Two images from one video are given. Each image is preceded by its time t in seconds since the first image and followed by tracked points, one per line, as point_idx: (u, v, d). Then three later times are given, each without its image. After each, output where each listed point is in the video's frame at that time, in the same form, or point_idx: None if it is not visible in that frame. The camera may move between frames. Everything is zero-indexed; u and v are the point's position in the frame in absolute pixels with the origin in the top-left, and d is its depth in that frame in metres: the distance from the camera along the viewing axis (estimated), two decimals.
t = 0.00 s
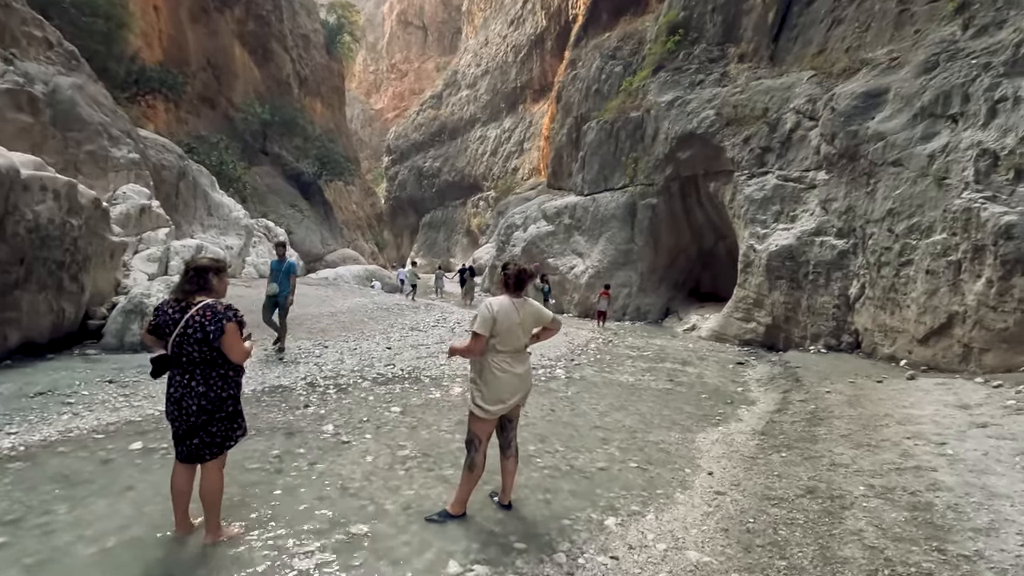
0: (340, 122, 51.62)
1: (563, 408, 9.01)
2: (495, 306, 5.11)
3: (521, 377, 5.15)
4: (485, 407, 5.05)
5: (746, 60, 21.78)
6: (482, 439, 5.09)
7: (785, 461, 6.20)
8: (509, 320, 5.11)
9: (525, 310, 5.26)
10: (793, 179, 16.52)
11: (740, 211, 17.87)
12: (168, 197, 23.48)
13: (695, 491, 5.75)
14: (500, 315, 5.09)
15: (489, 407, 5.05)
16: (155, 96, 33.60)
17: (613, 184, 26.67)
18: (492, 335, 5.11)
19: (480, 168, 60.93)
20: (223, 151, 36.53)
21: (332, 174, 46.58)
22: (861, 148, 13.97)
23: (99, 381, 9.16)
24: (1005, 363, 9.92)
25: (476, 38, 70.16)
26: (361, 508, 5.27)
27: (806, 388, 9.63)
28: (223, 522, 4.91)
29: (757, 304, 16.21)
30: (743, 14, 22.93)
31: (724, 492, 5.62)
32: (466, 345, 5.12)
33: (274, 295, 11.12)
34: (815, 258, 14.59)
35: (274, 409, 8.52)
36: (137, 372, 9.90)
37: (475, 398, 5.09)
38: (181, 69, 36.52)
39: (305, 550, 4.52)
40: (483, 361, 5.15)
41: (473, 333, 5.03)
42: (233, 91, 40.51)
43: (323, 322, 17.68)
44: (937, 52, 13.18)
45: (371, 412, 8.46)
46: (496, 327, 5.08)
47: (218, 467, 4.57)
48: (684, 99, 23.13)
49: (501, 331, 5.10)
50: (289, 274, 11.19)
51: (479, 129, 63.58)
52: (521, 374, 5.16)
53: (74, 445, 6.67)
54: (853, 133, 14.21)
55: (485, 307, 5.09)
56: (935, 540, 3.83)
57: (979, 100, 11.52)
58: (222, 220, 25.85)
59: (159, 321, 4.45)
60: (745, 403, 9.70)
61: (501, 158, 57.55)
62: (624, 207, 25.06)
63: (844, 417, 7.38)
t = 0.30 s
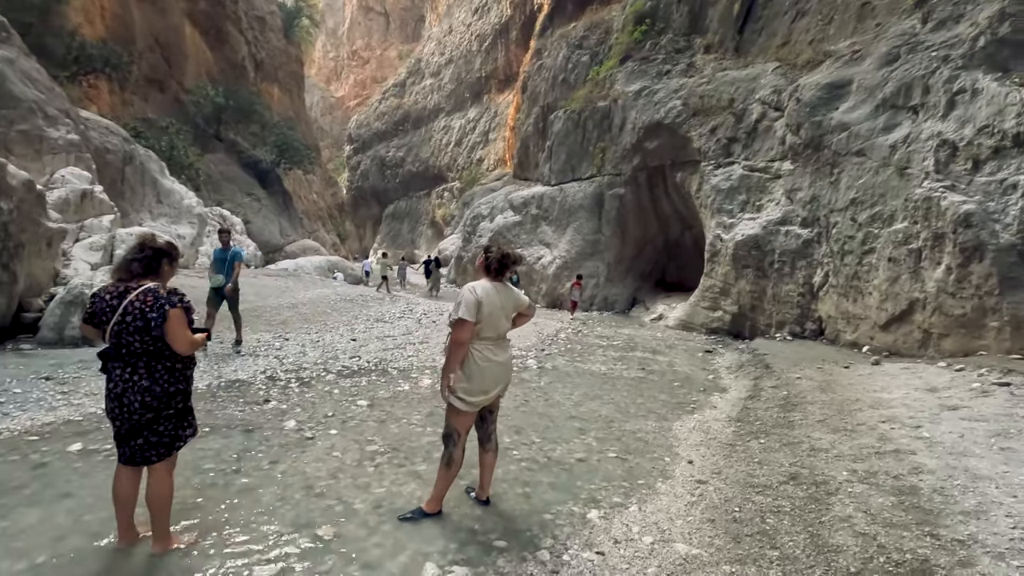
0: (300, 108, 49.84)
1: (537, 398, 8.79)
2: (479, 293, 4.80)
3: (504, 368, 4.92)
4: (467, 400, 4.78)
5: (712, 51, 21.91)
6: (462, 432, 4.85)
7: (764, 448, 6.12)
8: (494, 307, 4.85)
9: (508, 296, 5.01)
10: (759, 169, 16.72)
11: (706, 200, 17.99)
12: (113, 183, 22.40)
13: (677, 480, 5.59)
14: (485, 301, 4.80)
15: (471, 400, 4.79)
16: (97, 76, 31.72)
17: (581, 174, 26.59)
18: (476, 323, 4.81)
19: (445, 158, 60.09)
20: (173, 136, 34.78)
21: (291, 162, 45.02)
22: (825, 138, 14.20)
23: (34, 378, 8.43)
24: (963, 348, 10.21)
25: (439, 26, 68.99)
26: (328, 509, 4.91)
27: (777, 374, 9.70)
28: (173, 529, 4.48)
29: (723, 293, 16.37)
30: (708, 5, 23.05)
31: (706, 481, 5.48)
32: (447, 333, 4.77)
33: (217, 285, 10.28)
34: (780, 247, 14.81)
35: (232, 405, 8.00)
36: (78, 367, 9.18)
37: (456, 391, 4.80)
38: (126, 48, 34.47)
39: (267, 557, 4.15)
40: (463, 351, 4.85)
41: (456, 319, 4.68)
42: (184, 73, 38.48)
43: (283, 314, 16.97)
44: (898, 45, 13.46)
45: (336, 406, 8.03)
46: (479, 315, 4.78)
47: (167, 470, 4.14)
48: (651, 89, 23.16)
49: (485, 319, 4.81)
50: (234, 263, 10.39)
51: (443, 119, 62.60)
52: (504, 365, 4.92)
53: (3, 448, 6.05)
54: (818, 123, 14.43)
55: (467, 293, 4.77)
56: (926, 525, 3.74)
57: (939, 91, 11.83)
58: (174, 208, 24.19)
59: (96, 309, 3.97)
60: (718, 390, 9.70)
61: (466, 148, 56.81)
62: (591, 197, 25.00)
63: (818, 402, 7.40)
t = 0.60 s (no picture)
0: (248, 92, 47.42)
1: (496, 392, 8.52)
2: (439, 282, 4.46)
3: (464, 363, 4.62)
4: (423, 398, 4.47)
5: (669, 44, 22.03)
6: (417, 432, 4.53)
7: (725, 438, 6.07)
8: (454, 298, 4.52)
9: (468, 286, 4.69)
10: (714, 161, 16.92)
11: (663, 192, 18.12)
12: (36, 164, 21.00)
13: (639, 474, 5.44)
14: (446, 291, 4.47)
15: (428, 397, 4.47)
16: (18, 50, 29.51)
17: (539, 164, 26.42)
18: (434, 314, 4.48)
19: (401, 147, 58.84)
20: (106, 117, 32.55)
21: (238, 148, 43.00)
22: (778, 132, 14.46)
23: None
24: (907, 336, 10.54)
25: (395, 12, 67.33)
26: (267, 517, 4.50)
27: (733, 364, 9.75)
28: (86, 548, 3.98)
29: (679, 284, 16.53)
30: None
31: (669, 474, 5.36)
32: (402, 326, 4.42)
33: (133, 275, 9.33)
34: (735, 239, 15.05)
35: (165, 404, 7.38)
36: None
37: (412, 388, 4.47)
38: (52, 21, 31.92)
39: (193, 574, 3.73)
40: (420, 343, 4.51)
41: (413, 310, 4.33)
42: (119, 51, 35.81)
43: (227, 306, 16.07)
44: (847, 42, 13.79)
45: (281, 403, 7.54)
46: (439, 306, 4.45)
47: (76, 482, 3.64)
48: (609, 80, 23.15)
49: (444, 310, 4.48)
50: (152, 250, 9.41)
51: (399, 107, 61.17)
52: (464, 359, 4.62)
53: None
54: (771, 117, 14.67)
55: (426, 282, 4.41)
56: (890, 515, 3.69)
57: (886, 88, 12.19)
58: (106, 193, 22.57)
59: None
60: (676, 380, 9.68)
61: (423, 138, 55.70)
62: (550, 188, 24.87)
63: (774, 392, 7.44)
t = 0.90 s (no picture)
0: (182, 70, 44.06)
1: (444, 382, 8.12)
2: (373, 264, 4.03)
3: (405, 353, 4.22)
4: (359, 391, 4.06)
5: (620, 31, 21.92)
6: (353, 429, 4.10)
7: (678, 426, 5.92)
8: (392, 280, 4.10)
9: (409, 268, 4.27)
10: (665, 149, 16.97)
11: (615, 179, 18.06)
12: None
13: (592, 466, 5.20)
14: (381, 273, 4.04)
15: (364, 390, 4.07)
16: None
17: (490, 151, 25.95)
18: (370, 300, 4.05)
19: (349, 132, 56.89)
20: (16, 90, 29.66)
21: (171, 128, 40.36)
22: (727, 120, 14.58)
23: None
24: (847, 321, 10.83)
25: None
26: (178, 531, 3.97)
27: (684, 350, 9.74)
28: None
29: (630, 271, 16.55)
30: None
31: (623, 465, 5.14)
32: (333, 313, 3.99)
33: (29, 259, 8.30)
34: (684, 226, 15.14)
35: (69, 403, 6.58)
36: None
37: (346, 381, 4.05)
38: None
39: None
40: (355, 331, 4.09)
41: (344, 295, 3.91)
42: (32, 19, 32.58)
43: (153, 296, 14.87)
44: (793, 33, 14.00)
45: (206, 400, 6.87)
46: (374, 290, 4.02)
47: None
48: (561, 66, 22.87)
49: (381, 294, 4.05)
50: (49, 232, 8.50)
51: (347, 91, 59.05)
52: (405, 349, 4.22)
53: None
54: (720, 105, 14.77)
55: (358, 263, 3.98)
56: (848, 504, 3.57)
57: (829, 78, 12.44)
58: (14, 172, 20.53)
59: None
60: (628, 367, 9.59)
61: (372, 123, 54.00)
62: (501, 175, 24.46)
63: (725, 377, 7.40)
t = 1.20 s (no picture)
0: (112, 44, 39.35)
1: (394, 377, 7.68)
2: (304, 248, 3.60)
3: (345, 349, 3.78)
4: (292, 392, 3.62)
5: (577, 18, 21.63)
6: (286, 435, 3.66)
7: (639, 420, 5.72)
8: (329, 267, 3.66)
9: (350, 254, 3.82)
10: (620, 138, 16.88)
11: (571, 168, 17.88)
12: None
13: (551, 466, 4.92)
14: (315, 259, 3.61)
15: (298, 391, 3.63)
16: None
17: (445, 136, 25.31)
18: (303, 289, 3.62)
19: (296, 115, 54.60)
20: None
21: (99, 105, 37.54)
22: (682, 110, 14.57)
23: None
24: (797, 311, 11.01)
25: None
26: (78, 558, 3.43)
27: (641, 340, 9.63)
28: None
29: (586, 261, 16.45)
30: None
31: (583, 464, 4.88)
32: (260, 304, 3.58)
33: None
34: (640, 216, 15.11)
35: None
36: None
37: (277, 380, 3.61)
38: None
39: None
40: (286, 325, 3.65)
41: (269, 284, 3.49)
42: None
43: (73, 285, 13.64)
44: (747, 24, 14.08)
45: (126, 402, 6.19)
46: (307, 278, 3.59)
47: None
48: (517, 51, 22.41)
49: (315, 283, 3.62)
50: None
51: (294, 71, 56.54)
52: (345, 344, 3.78)
53: None
54: (676, 95, 14.74)
55: (286, 248, 3.55)
56: (819, 503, 3.42)
57: (782, 70, 12.57)
58: None
59: None
60: (586, 358, 9.41)
61: (321, 106, 51.94)
62: (456, 161, 23.89)
63: (684, 368, 7.31)
